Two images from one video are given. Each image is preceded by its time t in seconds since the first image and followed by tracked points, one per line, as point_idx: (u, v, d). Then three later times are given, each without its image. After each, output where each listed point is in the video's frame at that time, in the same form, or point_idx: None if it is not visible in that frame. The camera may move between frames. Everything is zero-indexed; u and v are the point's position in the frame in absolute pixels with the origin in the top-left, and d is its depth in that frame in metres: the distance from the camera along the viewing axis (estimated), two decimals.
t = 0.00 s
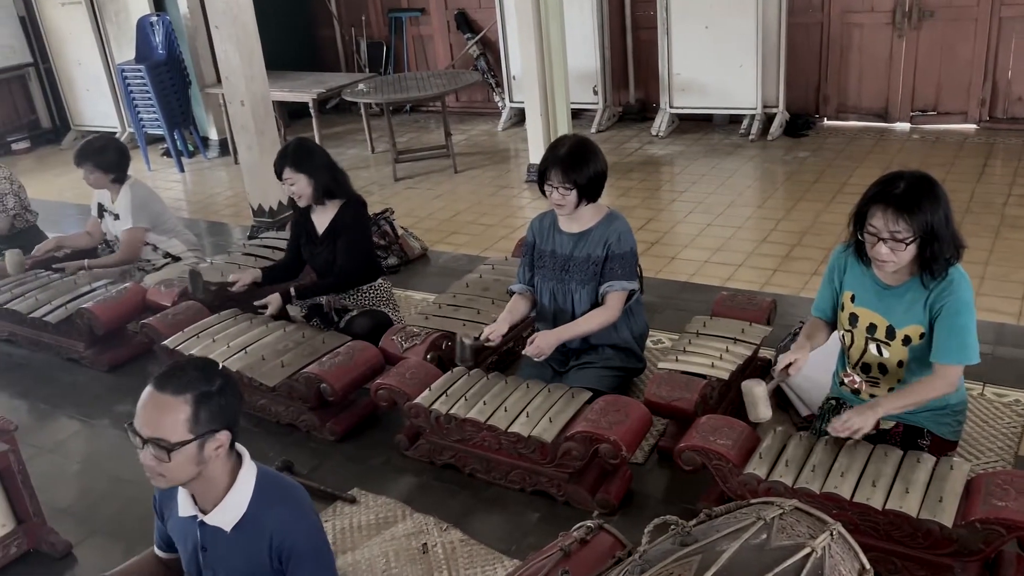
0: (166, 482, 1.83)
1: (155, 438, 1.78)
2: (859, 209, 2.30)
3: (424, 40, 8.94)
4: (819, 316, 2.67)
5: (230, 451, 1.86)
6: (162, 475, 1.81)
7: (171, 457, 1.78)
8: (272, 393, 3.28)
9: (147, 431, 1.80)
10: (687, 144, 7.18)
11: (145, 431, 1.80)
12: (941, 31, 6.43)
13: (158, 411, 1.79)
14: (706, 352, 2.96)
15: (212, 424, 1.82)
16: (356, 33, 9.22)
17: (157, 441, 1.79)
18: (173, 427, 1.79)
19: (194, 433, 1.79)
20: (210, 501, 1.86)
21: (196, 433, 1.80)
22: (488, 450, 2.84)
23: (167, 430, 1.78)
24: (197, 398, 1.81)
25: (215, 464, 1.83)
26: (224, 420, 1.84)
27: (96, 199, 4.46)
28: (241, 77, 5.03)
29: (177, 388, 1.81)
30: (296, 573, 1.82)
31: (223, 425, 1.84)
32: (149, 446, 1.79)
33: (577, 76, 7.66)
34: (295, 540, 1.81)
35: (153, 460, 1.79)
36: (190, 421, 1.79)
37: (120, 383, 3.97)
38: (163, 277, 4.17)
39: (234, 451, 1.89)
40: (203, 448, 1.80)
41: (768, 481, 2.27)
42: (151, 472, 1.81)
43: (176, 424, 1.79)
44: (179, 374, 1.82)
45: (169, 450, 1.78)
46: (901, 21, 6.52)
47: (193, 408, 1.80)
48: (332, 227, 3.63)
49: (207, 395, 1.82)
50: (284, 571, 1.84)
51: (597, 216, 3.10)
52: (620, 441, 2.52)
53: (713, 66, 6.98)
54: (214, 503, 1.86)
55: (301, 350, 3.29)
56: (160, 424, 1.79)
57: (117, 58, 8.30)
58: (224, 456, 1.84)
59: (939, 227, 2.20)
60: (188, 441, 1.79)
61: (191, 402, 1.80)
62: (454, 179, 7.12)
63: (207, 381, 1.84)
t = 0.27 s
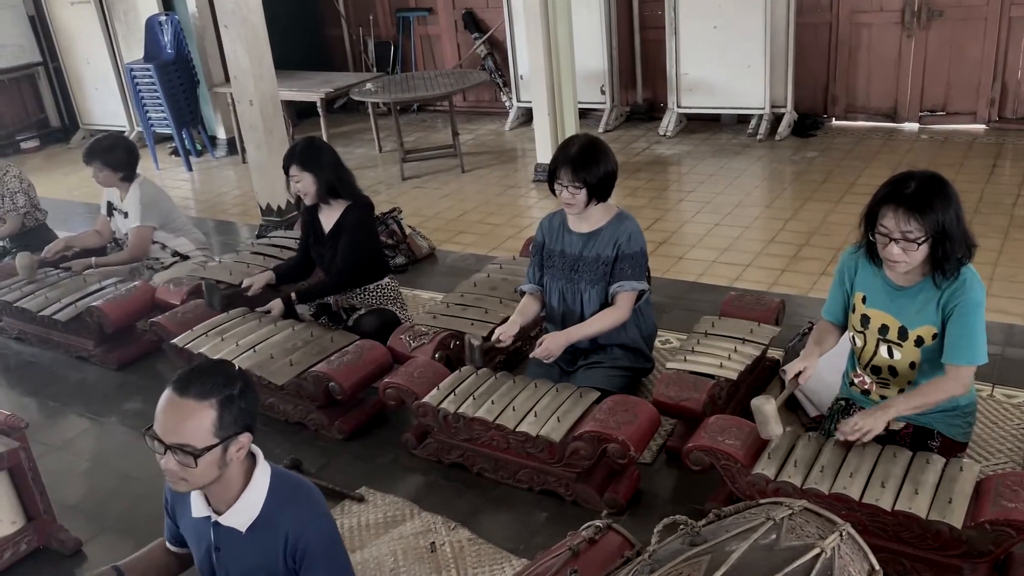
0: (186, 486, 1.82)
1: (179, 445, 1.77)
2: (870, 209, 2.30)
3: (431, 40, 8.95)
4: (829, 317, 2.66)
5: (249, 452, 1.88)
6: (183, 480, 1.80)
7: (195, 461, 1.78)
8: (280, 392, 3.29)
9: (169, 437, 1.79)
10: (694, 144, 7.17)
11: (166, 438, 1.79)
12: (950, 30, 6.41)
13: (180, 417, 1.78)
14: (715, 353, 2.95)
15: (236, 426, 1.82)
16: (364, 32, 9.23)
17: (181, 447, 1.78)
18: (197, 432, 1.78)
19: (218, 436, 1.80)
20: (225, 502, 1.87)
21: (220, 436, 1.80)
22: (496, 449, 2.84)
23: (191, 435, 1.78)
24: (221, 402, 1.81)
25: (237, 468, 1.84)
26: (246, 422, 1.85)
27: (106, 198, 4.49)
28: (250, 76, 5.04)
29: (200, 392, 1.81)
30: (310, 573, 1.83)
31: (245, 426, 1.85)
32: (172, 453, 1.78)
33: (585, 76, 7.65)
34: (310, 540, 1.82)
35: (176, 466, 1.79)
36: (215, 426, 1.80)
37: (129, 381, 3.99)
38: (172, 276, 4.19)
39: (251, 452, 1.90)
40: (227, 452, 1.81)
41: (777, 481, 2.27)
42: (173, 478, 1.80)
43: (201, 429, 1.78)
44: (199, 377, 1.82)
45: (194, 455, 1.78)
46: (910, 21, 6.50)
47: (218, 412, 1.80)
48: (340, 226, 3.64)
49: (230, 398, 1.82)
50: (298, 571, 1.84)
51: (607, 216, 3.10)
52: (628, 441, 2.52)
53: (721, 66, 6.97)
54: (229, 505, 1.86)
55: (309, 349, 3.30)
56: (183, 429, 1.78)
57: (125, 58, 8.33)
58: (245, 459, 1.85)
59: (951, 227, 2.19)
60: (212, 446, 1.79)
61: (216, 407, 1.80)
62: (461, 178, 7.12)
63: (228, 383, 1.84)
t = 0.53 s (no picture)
0: (199, 485, 1.83)
1: (190, 444, 1.78)
2: (881, 209, 2.29)
3: (438, 40, 8.96)
4: (838, 316, 2.66)
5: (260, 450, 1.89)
6: (197, 479, 1.81)
7: (208, 460, 1.79)
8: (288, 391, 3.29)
9: (181, 436, 1.79)
10: (701, 144, 7.16)
11: (178, 437, 1.79)
12: (958, 30, 6.39)
13: (191, 417, 1.79)
14: (722, 353, 2.95)
15: (246, 424, 1.83)
16: (371, 32, 9.25)
17: (193, 446, 1.78)
18: (208, 430, 1.79)
19: (230, 435, 1.81)
20: (236, 501, 1.87)
21: (231, 435, 1.81)
22: (503, 448, 2.84)
23: (202, 434, 1.78)
24: (231, 400, 1.82)
25: (249, 466, 1.85)
26: (256, 420, 1.85)
27: (112, 198, 4.49)
28: (257, 75, 5.05)
29: (209, 391, 1.82)
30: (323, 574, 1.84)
31: (256, 424, 1.85)
32: (184, 452, 1.79)
33: (591, 75, 7.65)
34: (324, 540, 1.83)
35: (189, 465, 1.80)
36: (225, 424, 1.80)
37: (136, 380, 4.00)
38: (179, 275, 4.20)
39: (263, 451, 1.90)
40: (239, 449, 1.82)
41: (785, 482, 2.27)
42: (187, 476, 1.81)
43: (212, 428, 1.79)
44: (208, 377, 1.83)
45: (207, 454, 1.78)
46: (918, 21, 6.48)
47: (228, 411, 1.81)
48: (348, 227, 3.65)
49: (240, 396, 1.83)
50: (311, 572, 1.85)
51: (613, 216, 3.10)
52: (635, 441, 2.52)
53: (728, 66, 6.96)
54: (240, 505, 1.86)
55: (316, 348, 3.31)
56: (193, 429, 1.78)
57: (133, 57, 8.35)
58: (257, 457, 1.86)
59: (963, 229, 2.19)
60: (225, 444, 1.80)
61: (226, 406, 1.81)
62: (468, 178, 7.13)
63: (237, 381, 1.85)
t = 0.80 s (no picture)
0: (199, 478, 1.84)
1: (178, 435, 1.79)
2: (888, 209, 2.29)
3: (444, 39, 8.96)
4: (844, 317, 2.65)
5: (257, 444, 1.87)
6: (191, 471, 1.82)
7: (197, 452, 1.79)
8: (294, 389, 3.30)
9: (172, 429, 1.81)
10: (708, 144, 7.15)
11: (169, 429, 1.81)
12: (966, 30, 6.37)
13: (178, 408, 1.80)
14: (728, 353, 2.95)
15: (233, 416, 1.82)
16: (377, 31, 9.25)
17: (182, 437, 1.79)
18: (194, 421, 1.79)
19: (214, 426, 1.80)
20: (242, 496, 1.87)
21: (217, 426, 1.80)
22: (509, 447, 2.84)
23: (189, 426, 1.79)
24: (214, 392, 1.81)
25: (242, 459, 1.84)
26: (245, 412, 1.84)
27: (120, 196, 4.51)
28: (264, 74, 5.06)
29: (195, 382, 1.82)
30: (330, 569, 1.83)
31: (246, 416, 1.84)
32: (175, 444, 1.80)
33: (598, 75, 7.64)
34: (331, 534, 1.82)
35: (180, 456, 1.81)
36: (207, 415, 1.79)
37: (143, 377, 4.01)
38: (186, 273, 4.21)
39: (268, 447, 1.89)
40: (228, 442, 1.81)
41: (792, 482, 2.27)
42: (184, 468, 1.82)
43: (197, 419, 1.79)
44: (197, 369, 1.84)
45: (194, 446, 1.79)
46: (926, 21, 6.46)
47: (210, 402, 1.80)
48: (354, 224, 3.65)
49: (225, 388, 1.82)
50: (319, 566, 1.85)
51: (619, 215, 3.10)
52: (642, 440, 2.52)
53: (735, 66, 6.95)
54: (246, 499, 1.86)
55: (323, 346, 3.31)
56: (181, 420, 1.79)
57: (140, 56, 8.37)
58: (251, 450, 1.85)
59: (970, 228, 2.19)
60: (211, 436, 1.79)
61: (209, 396, 1.81)
62: (473, 177, 7.13)
63: (225, 373, 1.84)
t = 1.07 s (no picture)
0: (209, 469, 1.84)
1: (189, 424, 1.79)
2: (898, 208, 2.28)
3: (451, 37, 8.96)
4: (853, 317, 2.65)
5: (267, 436, 1.88)
6: (202, 462, 1.82)
7: (209, 441, 1.80)
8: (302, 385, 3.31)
9: (183, 418, 1.81)
10: (714, 142, 7.14)
11: (180, 419, 1.81)
12: (974, 30, 6.35)
13: (190, 398, 1.81)
14: (737, 351, 2.95)
15: (245, 406, 1.83)
16: (384, 29, 9.26)
17: (193, 427, 1.79)
18: (206, 411, 1.80)
19: (227, 416, 1.80)
20: (251, 489, 1.87)
21: (228, 416, 1.81)
22: (517, 444, 2.85)
23: (200, 415, 1.79)
24: (226, 380, 1.83)
25: (254, 449, 1.84)
26: (258, 402, 1.85)
27: (127, 193, 4.52)
28: (272, 71, 5.07)
29: (206, 373, 1.83)
30: (339, 558, 1.82)
31: (258, 407, 1.85)
32: (187, 434, 1.80)
33: (605, 73, 7.64)
34: (341, 523, 1.81)
35: (191, 446, 1.81)
36: (218, 404, 1.80)
37: (151, 373, 4.02)
38: (194, 269, 4.22)
39: (276, 440, 1.90)
40: (239, 431, 1.82)
41: (800, 480, 2.26)
42: (195, 459, 1.82)
43: (209, 408, 1.80)
44: (209, 360, 1.85)
45: (206, 434, 1.79)
46: (934, 20, 6.44)
47: (222, 392, 1.81)
48: (361, 222, 3.65)
49: (236, 378, 1.83)
50: (328, 557, 1.84)
51: (627, 213, 3.10)
52: (650, 438, 2.52)
53: (742, 64, 6.94)
54: (256, 492, 1.87)
55: (331, 342, 3.32)
56: (193, 410, 1.80)
57: (147, 53, 8.38)
58: (262, 440, 1.86)
59: (981, 227, 2.18)
60: (223, 425, 1.80)
61: (220, 385, 1.82)
62: (480, 175, 7.13)
63: (237, 364, 1.86)
